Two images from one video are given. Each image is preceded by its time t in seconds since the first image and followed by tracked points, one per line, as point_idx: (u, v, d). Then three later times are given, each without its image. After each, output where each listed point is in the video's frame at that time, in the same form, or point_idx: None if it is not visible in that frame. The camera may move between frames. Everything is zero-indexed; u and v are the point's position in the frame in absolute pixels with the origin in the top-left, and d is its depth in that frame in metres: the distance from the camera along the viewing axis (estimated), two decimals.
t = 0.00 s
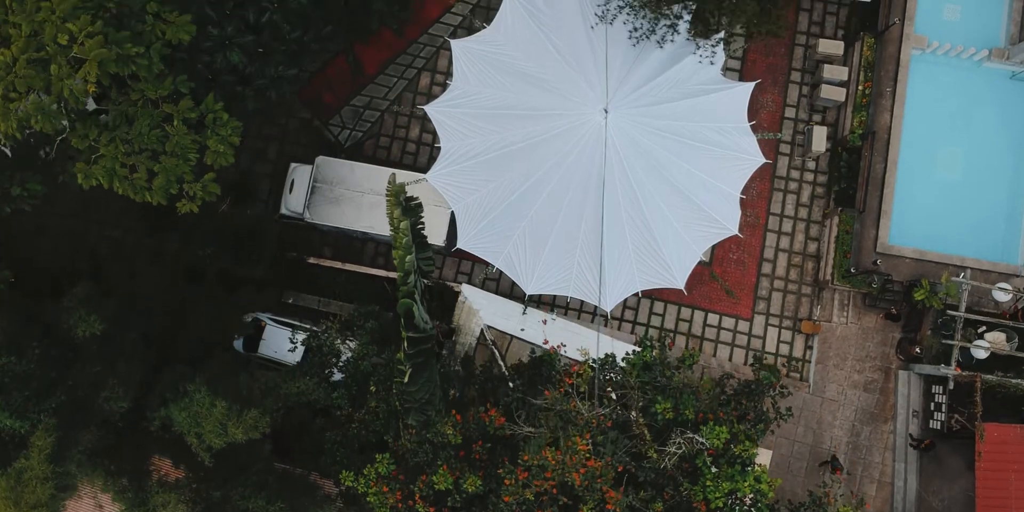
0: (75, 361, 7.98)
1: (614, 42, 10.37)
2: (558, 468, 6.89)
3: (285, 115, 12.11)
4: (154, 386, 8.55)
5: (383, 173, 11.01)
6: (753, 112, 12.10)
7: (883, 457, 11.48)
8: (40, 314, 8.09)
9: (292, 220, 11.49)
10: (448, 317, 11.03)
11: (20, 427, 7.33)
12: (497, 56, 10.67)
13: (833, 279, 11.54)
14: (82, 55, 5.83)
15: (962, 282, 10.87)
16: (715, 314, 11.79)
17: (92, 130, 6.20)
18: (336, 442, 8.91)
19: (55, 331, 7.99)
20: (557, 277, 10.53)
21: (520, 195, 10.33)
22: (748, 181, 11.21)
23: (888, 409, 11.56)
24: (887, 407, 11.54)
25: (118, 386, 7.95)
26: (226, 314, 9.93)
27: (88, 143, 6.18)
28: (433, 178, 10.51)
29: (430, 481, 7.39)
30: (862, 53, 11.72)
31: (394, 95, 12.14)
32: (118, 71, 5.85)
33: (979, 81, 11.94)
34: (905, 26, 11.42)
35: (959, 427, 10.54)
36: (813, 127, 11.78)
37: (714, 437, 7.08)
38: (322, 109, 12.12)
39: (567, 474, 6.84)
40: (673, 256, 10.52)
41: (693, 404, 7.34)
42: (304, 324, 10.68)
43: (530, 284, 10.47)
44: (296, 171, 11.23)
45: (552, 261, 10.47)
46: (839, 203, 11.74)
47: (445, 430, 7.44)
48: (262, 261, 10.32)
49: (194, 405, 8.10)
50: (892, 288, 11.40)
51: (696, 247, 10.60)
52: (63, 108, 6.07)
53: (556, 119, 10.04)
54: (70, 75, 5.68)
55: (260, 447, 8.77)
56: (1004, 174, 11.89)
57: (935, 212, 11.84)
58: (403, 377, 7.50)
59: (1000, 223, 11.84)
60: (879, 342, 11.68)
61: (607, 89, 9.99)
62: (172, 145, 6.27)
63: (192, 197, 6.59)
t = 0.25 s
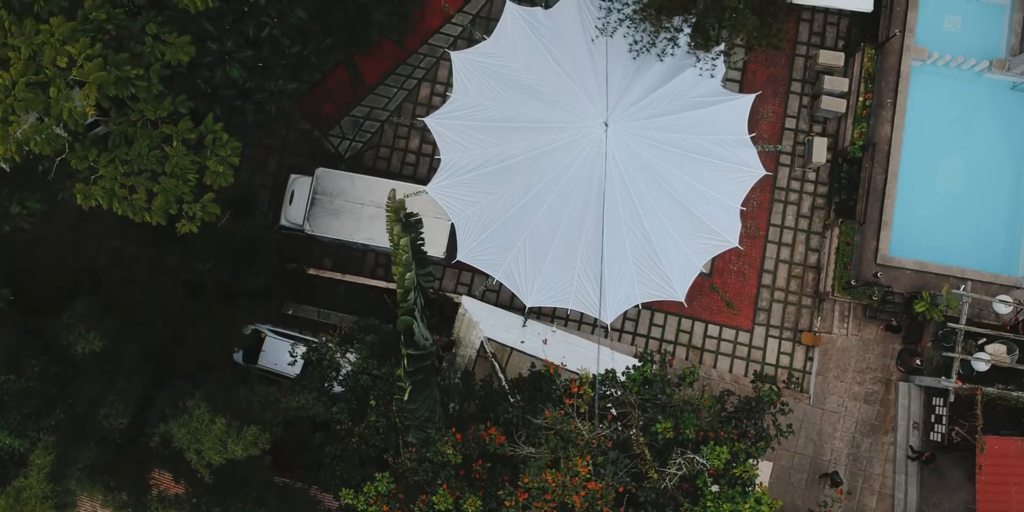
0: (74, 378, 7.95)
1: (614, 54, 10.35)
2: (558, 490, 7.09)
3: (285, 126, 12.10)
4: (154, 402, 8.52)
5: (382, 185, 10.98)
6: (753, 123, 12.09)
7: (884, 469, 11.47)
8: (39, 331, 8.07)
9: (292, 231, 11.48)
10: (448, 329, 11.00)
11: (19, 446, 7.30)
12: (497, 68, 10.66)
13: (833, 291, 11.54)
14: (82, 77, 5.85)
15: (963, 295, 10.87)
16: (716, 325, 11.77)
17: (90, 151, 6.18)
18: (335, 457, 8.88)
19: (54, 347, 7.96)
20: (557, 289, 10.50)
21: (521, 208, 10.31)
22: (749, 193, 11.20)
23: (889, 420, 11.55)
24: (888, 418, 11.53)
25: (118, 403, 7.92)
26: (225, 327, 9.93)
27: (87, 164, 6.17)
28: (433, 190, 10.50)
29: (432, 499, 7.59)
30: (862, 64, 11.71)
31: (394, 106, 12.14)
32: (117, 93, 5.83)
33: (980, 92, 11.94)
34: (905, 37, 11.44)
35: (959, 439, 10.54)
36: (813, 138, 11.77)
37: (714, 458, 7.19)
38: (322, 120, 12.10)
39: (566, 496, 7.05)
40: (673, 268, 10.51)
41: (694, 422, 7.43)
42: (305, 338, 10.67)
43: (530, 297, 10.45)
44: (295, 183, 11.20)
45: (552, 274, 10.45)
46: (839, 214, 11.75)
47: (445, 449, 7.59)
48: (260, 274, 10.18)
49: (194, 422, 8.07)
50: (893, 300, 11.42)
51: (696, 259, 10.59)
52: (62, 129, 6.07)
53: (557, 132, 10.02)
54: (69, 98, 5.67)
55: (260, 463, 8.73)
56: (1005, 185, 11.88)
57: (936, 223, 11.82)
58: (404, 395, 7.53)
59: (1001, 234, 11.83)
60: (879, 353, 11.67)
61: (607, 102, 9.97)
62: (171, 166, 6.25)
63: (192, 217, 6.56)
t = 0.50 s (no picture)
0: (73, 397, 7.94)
1: (614, 69, 10.32)
2: None
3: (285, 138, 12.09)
4: (154, 420, 8.51)
5: (383, 199, 10.98)
6: (754, 135, 12.07)
7: (884, 483, 11.47)
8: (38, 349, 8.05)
9: (292, 244, 11.47)
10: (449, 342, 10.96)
11: (18, 467, 7.29)
12: (497, 82, 10.65)
13: (833, 304, 11.58)
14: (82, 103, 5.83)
15: (963, 309, 10.87)
16: (716, 338, 11.75)
17: (90, 176, 6.16)
18: (335, 474, 8.87)
19: (53, 366, 7.95)
20: (557, 304, 10.49)
21: (521, 222, 10.31)
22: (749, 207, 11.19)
23: (889, 434, 11.54)
24: (888, 432, 11.52)
25: (118, 422, 7.98)
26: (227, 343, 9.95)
27: (87, 188, 6.15)
28: (434, 204, 10.50)
29: None
30: (864, 78, 11.73)
31: (394, 118, 12.15)
32: (117, 119, 5.81)
33: (981, 105, 11.92)
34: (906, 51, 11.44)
35: (959, 454, 10.56)
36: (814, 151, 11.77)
37: (715, 481, 7.31)
38: (322, 132, 12.09)
39: None
40: (674, 283, 10.49)
41: (695, 444, 7.54)
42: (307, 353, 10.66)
43: (530, 311, 10.45)
44: (296, 196, 11.18)
45: (553, 288, 10.44)
46: (839, 227, 11.75)
47: (445, 472, 7.63)
48: (260, 291, 10.18)
49: (194, 441, 8.06)
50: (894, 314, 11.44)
51: (696, 273, 10.59)
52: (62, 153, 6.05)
53: (557, 148, 10.01)
54: (69, 125, 5.65)
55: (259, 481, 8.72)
56: (1006, 198, 11.87)
57: (937, 236, 11.81)
58: (403, 417, 7.55)
59: (1002, 248, 11.82)
60: (879, 367, 11.66)
61: (607, 117, 9.94)
62: (171, 191, 6.24)
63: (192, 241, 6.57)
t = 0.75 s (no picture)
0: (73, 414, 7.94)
1: (614, 82, 10.31)
2: None
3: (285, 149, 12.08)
4: (154, 436, 8.51)
5: (383, 211, 10.96)
6: (754, 147, 12.06)
7: (884, 495, 11.46)
8: (38, 366, 8.05)
9: (292, 256, 11.46)
10: (449, 355, 10.97)
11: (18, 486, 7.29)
12: (497, 95, 10.64)
13: (834, 316, 11.54)
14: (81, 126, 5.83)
15: (964, 322, 10.81)
16: (716, 350, 11.74)
17: (89, 198, 6.14)
18: (335, 490, 8.88)
19: (53, 384, 7.94)
20: (557, 317, 10.48)
21: (521, 235, 10.30)
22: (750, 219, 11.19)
23: (889, 446, 11.53)
24: (888, 444, 11.51)
25: (118, 439, 8.04)
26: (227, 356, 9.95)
27: (86, 210, 6.14)
28: (434, 217, 10.49)
29: None
30: (864, 90, 11.71)
31: (395, 129, 12.15)
32: (117, 142, 5.82)
33: (982, 116, 11.90)
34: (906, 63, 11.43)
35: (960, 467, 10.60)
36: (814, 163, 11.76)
37: (715, 501, 7.48)
38: (322, 143, 12.08)
39: None
40: (674, 296, 10.48)
41: (696, 463, 7.60)
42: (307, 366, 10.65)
43: (530, 324, 10.44)
44: (296, 208, 11.15)
45: (553, 302, 10.44)
46: (839, 239, 11.74)
47: (446, 494, 7.71)
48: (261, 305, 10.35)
49: (194, 458, 8.06)
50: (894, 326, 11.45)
51: (697, 286, 10.58)
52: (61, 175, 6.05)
53: (557, 161, 10.00)
54: (69, 149, 5.65)
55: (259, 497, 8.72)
56: (1006, 210, 11.86)
57: (937, 247, 11.80)
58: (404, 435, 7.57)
59: (1002, 259, 11.81)
60: (880, 379, 11.66)
61: (607, 131, 9.92)
62: (171, 213, 6.24)
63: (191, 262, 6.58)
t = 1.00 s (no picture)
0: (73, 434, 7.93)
1: (614, 98, 10.30)
2: None
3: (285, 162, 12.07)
4: (153, 455, 8.50)
5: (383, 225, 10.96)
6: (754, 160, 12.05)
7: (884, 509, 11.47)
8: (37, 385, 8.04)
9: (292, 269, 11.45)
10: (450, 369, 10.97)
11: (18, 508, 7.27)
12: (497, 109, 10.63)
13: (834, 329, 11.52)
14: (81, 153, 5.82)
15: (964, 338, 10.78)
16: (716, 364, 11.73)
17: (89, 223, 6.12)
18: (335, 507, 8.87)
19: (52, 403, 7.93)
20: (557, 332, 10.48)
21: (521, 251, 10.29)
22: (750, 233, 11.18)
23: (890, 460, 11.53)
24: (889, 458, 11.51)
25: (118, 458, 8.01)
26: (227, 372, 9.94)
27: (86, 235, 6.11)
28: (435, 232, 10.49)
29: None
30: (865, 103, 11.68)
31: (395, 142, 12.15)
32: (117, 170, 5.82)
33: (982, 130, 11.88)
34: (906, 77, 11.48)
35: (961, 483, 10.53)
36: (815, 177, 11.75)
37: None
38: (323, 156, 12.07)
39: None
40: (674, 311, 10.47)
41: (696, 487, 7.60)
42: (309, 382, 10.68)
43: (530, 339, 10.45)
44: (296, 222, 11.14)
45: (553, 317, 10.42)
46: (840, 253, 11.73)
47: None
48: (262, 321, 10.39)
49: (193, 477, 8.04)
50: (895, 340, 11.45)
51: (697, 301, 10.56)
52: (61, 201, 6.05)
53: (557, 177, 9.99)
54: (69, 176, 5.64)
55: None
56: (1006, 224, 11.85)
57: (938, 261, 11.78)
58: (404, 456, 7.57)
59: (1002, 273, 11.80)
60: (881, 392, 11.65)
61: (607, 147, 9.90)
62: (171, 238, 6.24)
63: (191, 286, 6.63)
